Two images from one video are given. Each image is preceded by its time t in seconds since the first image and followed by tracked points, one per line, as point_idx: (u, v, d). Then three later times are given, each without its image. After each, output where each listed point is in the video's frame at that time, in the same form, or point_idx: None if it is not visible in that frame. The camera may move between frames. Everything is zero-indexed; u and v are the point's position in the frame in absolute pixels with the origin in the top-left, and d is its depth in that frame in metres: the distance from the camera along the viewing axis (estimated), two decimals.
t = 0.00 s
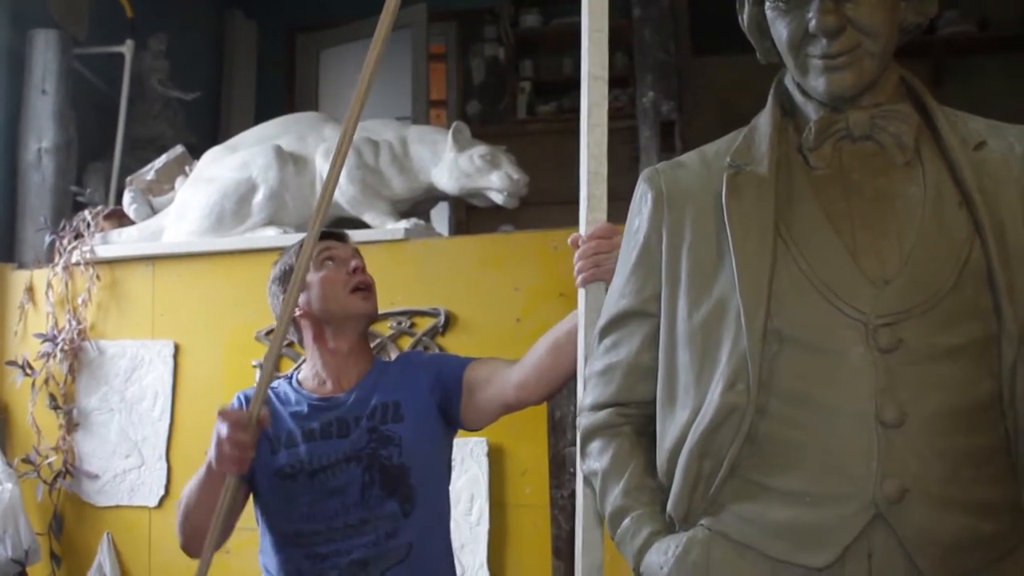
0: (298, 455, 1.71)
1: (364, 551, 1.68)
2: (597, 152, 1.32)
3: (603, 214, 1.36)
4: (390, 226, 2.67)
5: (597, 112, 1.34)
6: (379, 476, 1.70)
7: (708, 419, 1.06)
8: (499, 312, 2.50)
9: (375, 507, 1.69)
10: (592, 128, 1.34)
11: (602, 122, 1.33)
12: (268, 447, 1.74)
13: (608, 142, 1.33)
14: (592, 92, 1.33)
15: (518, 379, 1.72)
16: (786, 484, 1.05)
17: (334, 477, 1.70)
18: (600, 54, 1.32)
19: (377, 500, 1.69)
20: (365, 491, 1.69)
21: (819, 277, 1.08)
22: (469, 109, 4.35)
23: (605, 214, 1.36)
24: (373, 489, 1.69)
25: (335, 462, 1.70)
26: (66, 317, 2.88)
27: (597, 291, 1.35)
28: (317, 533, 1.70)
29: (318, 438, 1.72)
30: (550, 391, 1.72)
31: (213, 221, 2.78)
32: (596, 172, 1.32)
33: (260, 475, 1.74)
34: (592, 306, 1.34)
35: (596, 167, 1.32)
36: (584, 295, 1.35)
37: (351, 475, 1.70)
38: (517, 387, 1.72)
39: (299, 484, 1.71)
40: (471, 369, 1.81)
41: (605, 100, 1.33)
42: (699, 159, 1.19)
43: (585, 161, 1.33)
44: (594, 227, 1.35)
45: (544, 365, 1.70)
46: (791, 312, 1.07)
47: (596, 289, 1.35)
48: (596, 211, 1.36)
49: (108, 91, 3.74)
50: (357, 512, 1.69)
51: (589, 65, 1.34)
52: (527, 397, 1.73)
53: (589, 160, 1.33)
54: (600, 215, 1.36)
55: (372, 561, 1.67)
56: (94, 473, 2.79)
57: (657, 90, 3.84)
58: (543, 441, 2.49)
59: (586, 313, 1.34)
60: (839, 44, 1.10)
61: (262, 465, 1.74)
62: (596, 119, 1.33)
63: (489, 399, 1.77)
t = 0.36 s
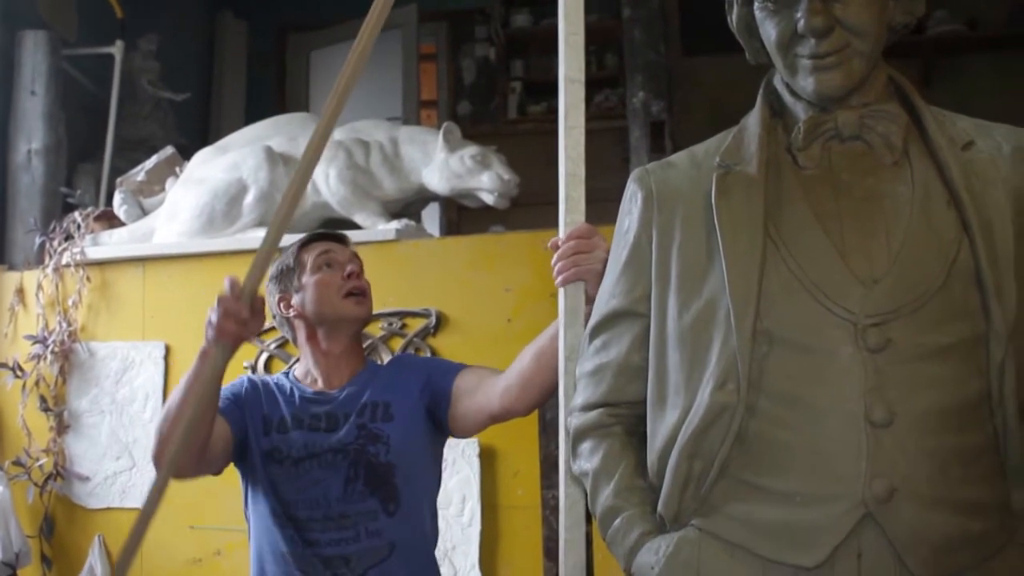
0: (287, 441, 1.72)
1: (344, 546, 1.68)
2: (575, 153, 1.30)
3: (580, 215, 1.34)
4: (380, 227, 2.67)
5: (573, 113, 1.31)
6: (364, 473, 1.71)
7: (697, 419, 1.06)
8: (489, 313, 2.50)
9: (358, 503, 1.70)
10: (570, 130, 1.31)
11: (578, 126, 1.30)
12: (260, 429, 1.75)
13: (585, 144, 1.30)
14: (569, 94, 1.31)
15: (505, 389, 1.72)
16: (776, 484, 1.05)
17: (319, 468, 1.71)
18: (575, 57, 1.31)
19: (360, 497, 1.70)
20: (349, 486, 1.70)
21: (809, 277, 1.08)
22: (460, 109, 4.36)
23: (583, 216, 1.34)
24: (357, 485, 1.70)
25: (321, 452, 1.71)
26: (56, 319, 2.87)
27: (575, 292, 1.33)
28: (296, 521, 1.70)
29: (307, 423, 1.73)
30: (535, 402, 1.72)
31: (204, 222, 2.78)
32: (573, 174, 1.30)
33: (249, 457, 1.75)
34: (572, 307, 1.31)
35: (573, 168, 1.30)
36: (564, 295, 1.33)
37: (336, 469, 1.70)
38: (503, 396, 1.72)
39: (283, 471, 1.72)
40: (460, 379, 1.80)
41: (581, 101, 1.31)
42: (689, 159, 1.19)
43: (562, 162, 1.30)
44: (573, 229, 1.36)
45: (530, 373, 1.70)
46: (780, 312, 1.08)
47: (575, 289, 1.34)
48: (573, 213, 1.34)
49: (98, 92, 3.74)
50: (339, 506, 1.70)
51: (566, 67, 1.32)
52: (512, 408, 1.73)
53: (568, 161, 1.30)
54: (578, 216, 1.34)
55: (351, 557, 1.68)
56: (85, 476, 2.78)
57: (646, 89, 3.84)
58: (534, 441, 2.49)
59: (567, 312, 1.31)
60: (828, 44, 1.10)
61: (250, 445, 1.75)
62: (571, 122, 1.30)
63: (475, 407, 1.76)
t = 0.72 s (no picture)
0: (286, 441, 1.72)
1: (333, 553, 1.69)
2: (559, 171, 1.26)
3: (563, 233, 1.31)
4: (374, 240, 2.67)
5: (558, 130, 1.28)
6: (357, 486, 1.72)
7: (689, 437, 1.07)
8: (482, 327, 2.50)
9: (349, 515, 1.71)
10: (554, 146, 1.27)
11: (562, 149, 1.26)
12: (262, 424, 1.73)
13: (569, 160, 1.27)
14: (553, 111, 1.27)
15: (486, 417, 1.72)
16: (767, 501, 1.06)
17: (313, 475, 1.72)
18: (560, 74, 1.28)
19: (350, 508, 1.71)
20: (340, 497, 1.71)
21: (800, 295, 1.09)
22: (454, 122, 4.37)
23: (567, 232, 1.30)
24: (349, 497, 1.71)
25: (317, 459, 1.72)
26: (49, 330, 2.87)
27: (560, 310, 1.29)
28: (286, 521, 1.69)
29: (307, 426, 1.74)
30: (516, 430, 1.72)
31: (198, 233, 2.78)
32: (556, 192, 1.26)
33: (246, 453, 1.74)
34: (555, 325, 1.28)
35: (558, 186, 1.26)
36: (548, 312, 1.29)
37: (330, 477, 1.72)
38: (483, 425, 1.72)
39: (278, 471, 1.71)
40: (445, 403, 1.79)
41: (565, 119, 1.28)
42: (681, 176, 1.19)
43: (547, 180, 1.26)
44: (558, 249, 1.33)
45: (511, 400, 1.70)
46: (771, 331, 1.08)
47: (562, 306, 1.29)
48: (557, 230, 1.31)
49: (92, 102, 3.74)
50: (330, 515, 1.70)
51: (550, 84, 1.29)
52: (493, 436, 1.73)
53: (552, 178, 1.27)
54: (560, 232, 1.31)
55: (338, 565, 1.68)
56: (76, 488, 2.78)
57: (640, 104, 3.90)
58: (527, 455, 2.49)
59: (551, 330, 1.28)
60: (820, 63, 1.11)
61: (246, 439, 1.74)
62: (555, 138, 1.27)
63: (458, 434, 1.76)
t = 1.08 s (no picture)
0: (284, 461, 1.72)
1: None
2: (552, 207, 1.27)
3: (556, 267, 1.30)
4: (365, 270, 2.68)
5: (551, 163, 1.29)
6: (348, 514, 1.71)
7: (676, 472, 1.07)
8: (473, 357, 2.51)
9: (337, 542, 1.70)
10: (546, 180, 1.28)
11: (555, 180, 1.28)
12: (265, 439, 1.74)
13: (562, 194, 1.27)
14: (545, 144, 1.29)
15: (480, 448, 1.73)
16: (754, 535, 1.06)
17: (306, 498, 1.71)
18: (553, 107, 1.29)
19: (339, 536, 1.70)
20: (331, 524, 1.71)
21: (787, 330, 1.10)
22: (445, 151, 4.39)
23: (560, 265, 1.30)
24: (339, 524, 1.71)
25: (312, 483, 1.72)
26: (38, 358, 2.86)
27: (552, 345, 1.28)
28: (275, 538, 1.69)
29: (307, 452, 1.74)
30: (510, 460, 1.73)
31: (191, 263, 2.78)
32: (548, 226, 1.27)
33: (244, 463, 1.74)
34: (547, 361, 1.28)
35: (550, 220, 1.27)
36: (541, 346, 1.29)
37: (322, 503, 1.71)
38: (477, 455, 1.73)
39: (272, 489, 1.70)
40: (440, 431, 1.82)
41: (557, 154, 1.28)
42: (670, 212, 1.20)
43: (539, 213, 1.27)
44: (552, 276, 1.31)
45: (506, 431, 1.71)
46: (758, 367, 1.09)
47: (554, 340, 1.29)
48: (550, 263, 1.30)
49: (85, 131, 3.76)
50: (319, 540, 1.70)
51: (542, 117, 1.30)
52: (488, 465, 1.74)
53: (544, 213, 1.27)
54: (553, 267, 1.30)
55: None
56: (64, 516, 2.77)
57: (630, 136, 3.95)
58: (516, 486, 2.49)
59: (542, 365, 1.28)
60: (807, 101, 1.12)
61: (245, 453, 1.74)
62: (548, 172, 1.28)
63: (453, 464, 1.77)
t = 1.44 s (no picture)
0: (278, 472, 1.72)
1: None
2: (546, 229, 1.33)
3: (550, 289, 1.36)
4: (354, 288, 2.69)
5: (545, 188, 1.36)
6: (337, 531, 1.71)
7: (664, 492, 1.07)
8: (462, 376, 2.51)
9: (323, 557, 1.70)
10: (540, 205, 1.35)
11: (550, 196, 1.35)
12: (262, 448, 1.74)
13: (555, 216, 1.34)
14: (539, 169, 1.35)
15: (467, 464, 1.77)
16: (742, 556, 1.06)
17: (297, 511, 1.70)
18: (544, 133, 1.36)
19: (326, 552, 1.70)
20: (320, 540, 1.70)
21: (774, 352, 1.11)
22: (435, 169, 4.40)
23: (554, 288, 1.36)
24: (327, 541, 1.71)
25: (305, 497, 1.71)
26: (27, 376, 2.84)
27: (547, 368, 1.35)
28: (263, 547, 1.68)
29: (302, 466, 1.73)
30: (497, 478, 1.77)
31: (178, 281, 2.81)
32: (543, 247, 1.34)
33: (238, 470, 1.75)
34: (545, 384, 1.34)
35: (545, 243, 1.34)
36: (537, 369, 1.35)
37: (312, 517, 1.71)
38: (463, 471, 1.78)
39: (264, 499, 1.69)
40: (429, 450, 1.84)
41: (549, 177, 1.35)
42: (658, 234, 1.21)
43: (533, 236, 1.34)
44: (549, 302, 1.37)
45: (492, 448, 1.75)
46: (745, 388, 1.10)
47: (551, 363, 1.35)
48: (544, 286, 1.37)
49: (74, 148, 3.76)
50: (306, 554, 1.69)
51: (536, 143, 1.37)
52: (475, 483, 1.77)
53: (538, 235, 1.34)
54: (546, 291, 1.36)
55: None
56: (52, 535, 2.75)
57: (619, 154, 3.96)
58: (505, 505, 2.50)
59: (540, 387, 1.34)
60: (794, 125, 1.13)
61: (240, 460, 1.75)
62: (542, 196, 1.34)
63: (439, 481, 1.80)
